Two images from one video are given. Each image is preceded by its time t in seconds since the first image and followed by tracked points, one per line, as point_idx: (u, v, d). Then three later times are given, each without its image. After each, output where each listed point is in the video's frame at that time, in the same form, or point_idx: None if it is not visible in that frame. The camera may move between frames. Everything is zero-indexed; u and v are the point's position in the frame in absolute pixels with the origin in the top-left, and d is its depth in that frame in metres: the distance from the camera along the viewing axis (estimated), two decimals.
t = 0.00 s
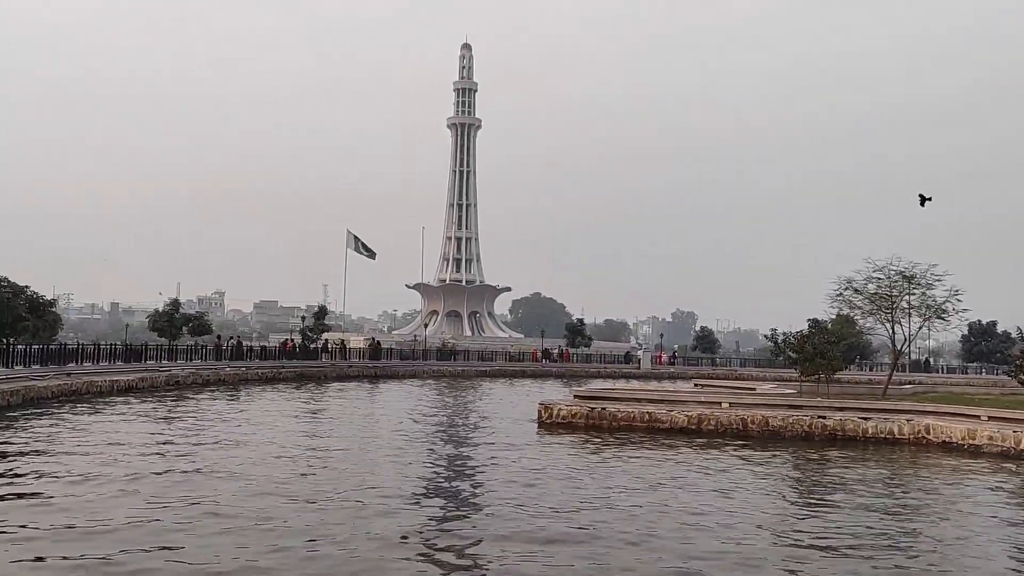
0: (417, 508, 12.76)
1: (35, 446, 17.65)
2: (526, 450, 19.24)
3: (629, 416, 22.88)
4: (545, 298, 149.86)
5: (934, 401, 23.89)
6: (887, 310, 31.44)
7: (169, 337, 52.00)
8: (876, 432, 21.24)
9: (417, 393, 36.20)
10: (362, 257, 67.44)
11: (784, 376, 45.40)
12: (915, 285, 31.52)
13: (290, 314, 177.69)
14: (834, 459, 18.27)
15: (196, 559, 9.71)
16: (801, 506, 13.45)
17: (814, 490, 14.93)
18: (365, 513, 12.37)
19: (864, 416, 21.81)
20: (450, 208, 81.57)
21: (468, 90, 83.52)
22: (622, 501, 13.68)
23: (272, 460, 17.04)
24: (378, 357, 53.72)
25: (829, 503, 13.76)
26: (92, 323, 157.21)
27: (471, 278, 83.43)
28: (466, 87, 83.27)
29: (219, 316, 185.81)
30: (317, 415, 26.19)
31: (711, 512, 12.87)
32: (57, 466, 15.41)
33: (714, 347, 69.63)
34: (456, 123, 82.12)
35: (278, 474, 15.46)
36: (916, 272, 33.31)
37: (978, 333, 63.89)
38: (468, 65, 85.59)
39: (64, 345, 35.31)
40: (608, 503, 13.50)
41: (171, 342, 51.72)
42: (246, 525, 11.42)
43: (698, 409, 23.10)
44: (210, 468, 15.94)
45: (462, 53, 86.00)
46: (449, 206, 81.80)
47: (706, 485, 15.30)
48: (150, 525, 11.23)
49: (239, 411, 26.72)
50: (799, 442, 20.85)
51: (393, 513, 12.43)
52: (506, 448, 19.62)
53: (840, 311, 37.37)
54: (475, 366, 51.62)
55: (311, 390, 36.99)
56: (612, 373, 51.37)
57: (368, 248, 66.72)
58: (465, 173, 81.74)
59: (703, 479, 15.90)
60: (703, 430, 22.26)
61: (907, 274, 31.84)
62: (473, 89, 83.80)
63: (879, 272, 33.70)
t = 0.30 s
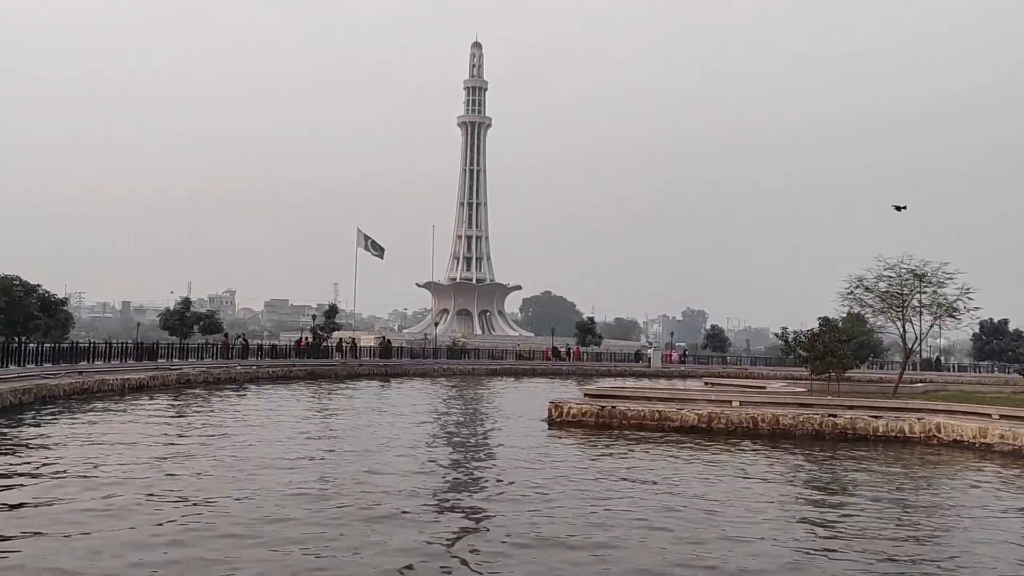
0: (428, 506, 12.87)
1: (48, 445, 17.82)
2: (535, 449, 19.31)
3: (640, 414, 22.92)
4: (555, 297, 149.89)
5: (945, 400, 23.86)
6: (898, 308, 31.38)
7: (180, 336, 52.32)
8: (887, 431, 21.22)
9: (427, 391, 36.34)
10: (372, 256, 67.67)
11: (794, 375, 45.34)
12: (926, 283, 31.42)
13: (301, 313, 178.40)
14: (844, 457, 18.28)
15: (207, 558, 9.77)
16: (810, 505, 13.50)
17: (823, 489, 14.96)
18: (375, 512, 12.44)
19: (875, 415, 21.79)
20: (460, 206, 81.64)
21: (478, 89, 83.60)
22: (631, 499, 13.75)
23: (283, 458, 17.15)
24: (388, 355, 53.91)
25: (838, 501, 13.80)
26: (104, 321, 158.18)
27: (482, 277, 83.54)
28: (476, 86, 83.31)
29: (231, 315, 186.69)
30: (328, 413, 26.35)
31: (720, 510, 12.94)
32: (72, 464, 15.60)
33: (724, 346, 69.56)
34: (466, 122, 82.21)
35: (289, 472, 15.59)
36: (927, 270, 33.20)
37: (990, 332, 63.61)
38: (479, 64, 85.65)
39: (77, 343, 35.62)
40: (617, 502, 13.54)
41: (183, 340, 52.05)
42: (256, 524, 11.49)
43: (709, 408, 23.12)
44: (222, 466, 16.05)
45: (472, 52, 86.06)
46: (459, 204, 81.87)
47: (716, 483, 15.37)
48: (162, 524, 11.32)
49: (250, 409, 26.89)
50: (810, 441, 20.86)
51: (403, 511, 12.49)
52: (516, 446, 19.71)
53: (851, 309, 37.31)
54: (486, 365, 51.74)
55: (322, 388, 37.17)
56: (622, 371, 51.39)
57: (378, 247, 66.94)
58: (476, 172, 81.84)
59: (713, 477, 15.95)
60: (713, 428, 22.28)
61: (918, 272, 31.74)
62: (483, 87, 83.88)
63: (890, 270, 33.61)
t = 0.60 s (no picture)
0: (432, 504, 12.89)
1: (52, 443, 17.83)
2: (539, 447, 19.30)
3: (642, 411, 22.91)
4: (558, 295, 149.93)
5: (949, 397, 23.84)
6: (902, 306, 31.36)
7: (183, 334, 52.41)
8: (890, 428, 21.19)
9: (430, 389, 36.34)
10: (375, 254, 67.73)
11: (797, 373, 45.35)
12: (930, 280, 31.37)
13: (304, 311, 178.66)
14: (847, 455, 18.27)
15: (211, 558, 9.71)
16: (814, 502, 13.51)
17: (827, 486, 14.95)
18: (380, 510, 12.40)
19: (878, 412, 21.76)
20: (463, 204, 81.63)
21: (481, 86, 83.59)
22: (635, 497, 13.76)
23: (287, 456, 17.15)
24: (391, 353, 53.96)
25: (842, 499, 13.80)
26: (108, 320, 158.44)
27: (484, 274, 83.57)
28: (478, 84, 83.31)
29: (234, 313, 186.93)
30: (329, 411, 26.37)
31: (724, 508, 12.95)
32: (75, 462, 15.62)
33: (728, 344, 69.52)
34: (468, 120, 82.20)
35: (293, 470, 15.61)
36: (930, 267, 33.15)
37: (993, 329, 63.60)
38: (481, 62, 85.61)
39: (80, 341, 35.71)
40: (621, 500, 13.49)
41: (186, 338, 52.12)
42: (260, 522, 11.47)
43: (712, 406, 23.11)
44: (226, 464, 16.05)
45: (475, 50, 86.05)
46: (462, 202, 81.82)
47: (719, 481, 15.36)
48: (166, 523, 11.28)
49: (253, 407, 26.90)
50: (813, 438, 20.85)
51: (408, 510, 12.46)
52: (519, 444, 19.70)
53: (854, 307, 37.31)
54: (489, 363, 51.79)
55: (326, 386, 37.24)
56: (625, 369, 51.41)
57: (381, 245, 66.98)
58: (478, 169, 81.84)
59: (716, 475, 15.93)
60: (717, 426, 22.28)
61: (922, 269, 31.70)
62: (485, 85, 83.89)
63: (893, 268, 33.58)
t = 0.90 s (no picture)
0: (434, 503, 12.93)
1: (52, 442, 17.86)
2: (539, 445, 19.35)
3: (643, 410, 22.95)
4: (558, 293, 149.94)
5: (949, 394, 23.91)
6: (901, 304, 31.40)
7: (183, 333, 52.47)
8: (890, 426, 21.24)
9: (430, 387, 36.39)
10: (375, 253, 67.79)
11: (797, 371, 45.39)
12: (930, 278, 31.41)
13: (304, 310, 178.85)
14: (848, 453, 18.30)
15: (209, 559, 9.67)
16: (815, 500, 13.55)
17: (828, 484, 14.99)
18: (379, 510, 12.38)
19: (878, 410, 21.81)
20: (463, 202, 81.63)
21: (481, 85, 83.64)
22: (636, 495, 13.80)
23: (287, 456, 17.17)
24: (392, 352, 54.02)
25: (843, 497, 13.85)
26: (107, 318, 158.77)
27: (485, 273, 83.61)
28: (478, 82, 83.33)
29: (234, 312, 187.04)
30: (330, 410, 26.41)
31: (725, 506, 13.00)
32: (77, 462, 15.64)
33: (728, 341, 69.55)
34: (468, 118, 82.21)
35: (294, 469, 15.64)
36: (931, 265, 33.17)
37: (992, 327, 63.66)
38: (481, 60, 85.62)
39: (81, 341, 35.74)
40: (622, 499, 13.47)
41: (186, 337, 52.16)
42: (263, 521, 11.51)
43: (712, 404, 23.16)
44: (227, 463, 16.08)
45: (474, 48, 86.03)
46: (462, 201, 81.84)
47: (720, 479, 15.40)
48: (165, 523, 11.25)
49: (253, 406, 26.92)
50: (813, 436, 20.90)
51: (408, 509, 12.44)
52: (520, 442, 19.74)
53: (854, 304, 37.37)
54: (489, 361, 51.84)
55: (326, 385, 37.30)
56: (626, 367, 51.47)
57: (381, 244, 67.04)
58: (478, 168, 81.88)
59: (717, 473, 15.97)
60: (717, 424, 22.32)
61: (921, 267, 31.74)
62: (485, 83, 83.91)
63: (893, 266, 33.63)
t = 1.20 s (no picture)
0: (432, 501, 12.93)
1: (48, 441, 17.76)
2: (537, 443, 19.34)
3: (641, 407, 22.96)
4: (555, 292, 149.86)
5: (947, 392, 23.94)
6: (898, 302, 31.45)
7: (180, 331, 52.34)
8: (887, 424, 21.27)
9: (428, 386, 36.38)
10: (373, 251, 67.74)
11: (794, 369, 45.44)
12: (926, 276, 31.44)
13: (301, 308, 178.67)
14: (845, 450, 18.33)
15: (206, 560, 9.56)
16: (812, 497, 13.57)
17: (825, 482, 15.01)
18: (376, 509, 12.29)
19: (875, 408, 21.84)
20: (461, 200, 81.57)
21: (479, 83, 83.53)
22: (635, 493, 13.80)
23: (284, 454, 17.10)
24: (389, 350, 53.98)
25: (841, 494, 13.87)
26: (103, 316, 158.43)
27: (482, 271, 83.58)
28: (476, 80, 83.23)
29: (231, 310, 186.83)
30: (327, 407, 26.38)
31: (723, 503, 13.01)
32: (73, 460, 15.60)
33: (725, 340, 69.60)
34: (466, 116, 82.10)
35: (292, 467, 15.62)
36: (928, 263, 33.21)
37: (989, 325, 63.77)
38: (479, 58, 85.51)
39: (78, 339, 35.64)
40: (620, 497, 13.39)
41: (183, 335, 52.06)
42: (262, 520, 11.50)
43: (710, 402, 23.18)
44: (224, 461, 16.04)
45: (472, 46, 85.92)
46: (460, 199, 81.79)
47: (718, 476, 15.42)
48: (161, 523, 11.14)
49: (250, 404, 26.86)
50: (811, 433, 20.92)
51: (406, 509, 12.36)
52: (517, 440, 19.74)
53: (851, 302, 37.41)
54: (487, 359, 51.83)
55: (324, 383, 37.27)
56: (623, 365, 51.49)
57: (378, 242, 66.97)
58: (476, 166, 81.79)
59: (715, 470, 16.00)
60: (715, 422, 22.34)
61: (918, 265, 31.79)
62: (483, 81, 83.81)
63: (891, 264, 33.68)
